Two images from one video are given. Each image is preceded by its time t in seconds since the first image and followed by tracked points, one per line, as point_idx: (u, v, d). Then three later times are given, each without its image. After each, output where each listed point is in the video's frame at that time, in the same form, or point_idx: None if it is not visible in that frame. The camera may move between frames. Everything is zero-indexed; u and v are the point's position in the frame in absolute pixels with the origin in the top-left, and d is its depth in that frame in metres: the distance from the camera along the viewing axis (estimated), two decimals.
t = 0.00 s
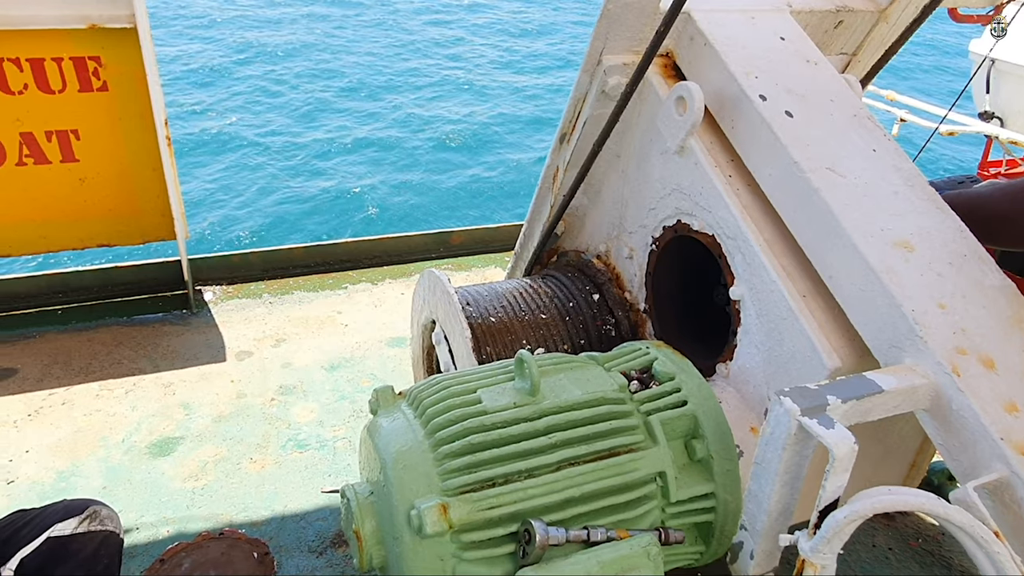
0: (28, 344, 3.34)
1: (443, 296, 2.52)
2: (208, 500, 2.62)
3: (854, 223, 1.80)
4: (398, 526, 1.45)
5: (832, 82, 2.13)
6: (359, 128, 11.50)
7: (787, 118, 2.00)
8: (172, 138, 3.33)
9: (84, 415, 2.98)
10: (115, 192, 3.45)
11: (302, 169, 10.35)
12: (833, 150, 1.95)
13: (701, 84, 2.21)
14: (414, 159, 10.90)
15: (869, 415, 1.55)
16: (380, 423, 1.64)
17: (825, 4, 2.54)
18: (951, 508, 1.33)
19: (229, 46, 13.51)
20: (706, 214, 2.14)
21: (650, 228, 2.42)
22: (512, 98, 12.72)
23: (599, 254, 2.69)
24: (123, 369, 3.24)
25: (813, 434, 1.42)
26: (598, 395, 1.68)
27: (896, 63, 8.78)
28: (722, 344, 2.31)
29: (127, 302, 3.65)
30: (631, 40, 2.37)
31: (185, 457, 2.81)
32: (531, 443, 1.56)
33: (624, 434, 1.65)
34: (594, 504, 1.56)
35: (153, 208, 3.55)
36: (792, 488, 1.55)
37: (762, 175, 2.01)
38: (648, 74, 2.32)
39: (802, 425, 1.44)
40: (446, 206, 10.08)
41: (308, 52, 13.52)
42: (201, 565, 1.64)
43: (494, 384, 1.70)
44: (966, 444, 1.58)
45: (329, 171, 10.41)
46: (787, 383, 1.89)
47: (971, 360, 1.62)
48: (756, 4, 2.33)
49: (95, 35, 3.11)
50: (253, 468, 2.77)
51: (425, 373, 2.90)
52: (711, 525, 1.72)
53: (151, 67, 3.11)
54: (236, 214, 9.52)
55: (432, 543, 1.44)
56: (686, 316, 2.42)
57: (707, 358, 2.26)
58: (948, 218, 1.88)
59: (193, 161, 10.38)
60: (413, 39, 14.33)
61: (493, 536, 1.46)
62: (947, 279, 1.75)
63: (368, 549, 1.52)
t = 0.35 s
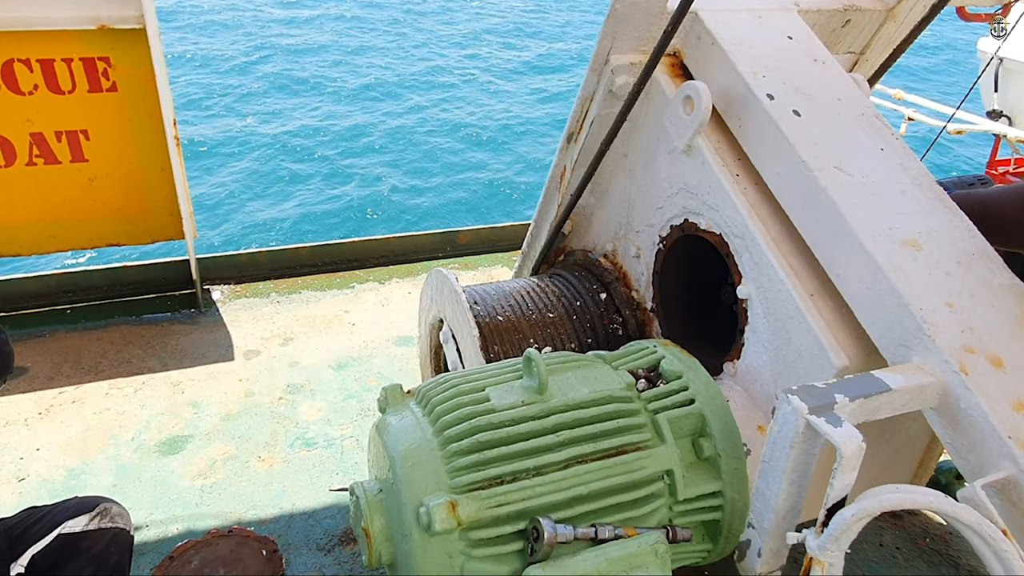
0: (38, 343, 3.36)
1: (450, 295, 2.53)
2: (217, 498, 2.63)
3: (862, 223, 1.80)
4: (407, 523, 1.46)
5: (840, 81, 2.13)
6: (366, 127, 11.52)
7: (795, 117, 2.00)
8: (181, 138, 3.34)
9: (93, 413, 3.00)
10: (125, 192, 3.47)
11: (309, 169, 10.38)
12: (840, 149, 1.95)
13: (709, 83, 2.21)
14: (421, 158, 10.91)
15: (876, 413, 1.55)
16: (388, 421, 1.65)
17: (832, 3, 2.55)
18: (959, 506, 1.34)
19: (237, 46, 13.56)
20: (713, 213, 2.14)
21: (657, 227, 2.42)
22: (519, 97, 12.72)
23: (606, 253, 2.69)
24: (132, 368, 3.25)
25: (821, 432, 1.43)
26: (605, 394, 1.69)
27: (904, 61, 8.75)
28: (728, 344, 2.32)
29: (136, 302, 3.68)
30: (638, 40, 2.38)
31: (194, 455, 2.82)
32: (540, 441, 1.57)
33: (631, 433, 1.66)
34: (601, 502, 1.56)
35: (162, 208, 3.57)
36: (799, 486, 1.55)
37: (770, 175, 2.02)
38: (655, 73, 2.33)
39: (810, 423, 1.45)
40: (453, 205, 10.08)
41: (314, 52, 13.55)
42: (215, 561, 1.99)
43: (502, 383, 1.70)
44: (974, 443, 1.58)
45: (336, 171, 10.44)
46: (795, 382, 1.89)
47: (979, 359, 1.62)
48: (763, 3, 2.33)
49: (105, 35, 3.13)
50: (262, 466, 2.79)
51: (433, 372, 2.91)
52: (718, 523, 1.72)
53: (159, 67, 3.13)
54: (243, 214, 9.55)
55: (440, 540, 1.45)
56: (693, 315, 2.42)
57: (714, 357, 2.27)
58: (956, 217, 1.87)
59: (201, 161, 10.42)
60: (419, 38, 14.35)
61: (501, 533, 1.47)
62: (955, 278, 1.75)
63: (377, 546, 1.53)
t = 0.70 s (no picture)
0: (33, 341, 3.35)
1: (447, 294, 2.53)
2: (213, 498, 2.63)
3: (859, 221, 1.80)
4: (403, 523, 1.46)
5: (837, 80, 2.13)
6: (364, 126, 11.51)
7: (792, 115, 2.00)
8: (177, 136, 3.33)
9: (89, 412, 2.99)
10: (120, 191, 3.46)
11: (306, 168, 10.37)
12: (837, 147, 1.95)
13: (706, 81, 2.21)
14: (418, 157, 10.90)
15: (873, 412, 1.55)
16: (384, 420, 1.64)
17: (829, 1, 2.54)
18: (956, 505, 1.34)
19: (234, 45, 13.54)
20: (710, 212, 2.14)
21: (654, 226, 2.42)
22: (516, 96, 12.71)
23: (603, 252, 2.69)
24: (127, 367, 3.24)
25: (818, 431, 1.42)
26: (602, 393, 1.68)
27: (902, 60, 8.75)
28: (725, 343, 2.32)
29: (132, 301, 3.66)
30: (636, 38, 2.37)
31: (190, 454, 2.81)
32: (536, 440, 1.57)
33: (628, 432, 1.65)
34: (597, 501, 1.56)
35: (158, 206, 3.56)
36: (796, 486, 1.55)
37: (767, 173, 2.01)
38: (652, 71, 2.33)
39: (807, 422, 1.44)
40: (450, 204, 10.07)
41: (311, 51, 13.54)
42: (210, 560, 2.00)
43: (499, 382, 1.70)
44: (971, 442, 1.58)
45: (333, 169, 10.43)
46: (792, 381, 1.89)
47: (976, 358, 1.62)
48: (760, 2, 2.33)
49: (101, 33, 3.12)
50: (258, 465, 2.78)
51: (429, 371, 2.90)
52: (715, 523, 1.72)
53: (155, 65, 3.11)
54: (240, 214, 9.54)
55: (436, 539, 1.44)
56: (690, 314, 2.42)
57: (711, 356, 2.27)
58: (953, 215, 1.87)
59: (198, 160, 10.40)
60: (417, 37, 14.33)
61: (498, 532, 1.47)
62: (952, 276, 1.75)
63: (373, 545, 1.53)
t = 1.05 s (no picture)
0: (23, 340, 3.33)
1: (439, 294, 2.53)
2: (204, 498, 2.62)
3: (850, 221, 1.80)
4: (393, 523, 1.45)
5: (829, 80, 2.13)
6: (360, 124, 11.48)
7: (784, 115, 2.00)
8: (168, 134, 3.31)
9: (79, 412, 2.97)
10: (111, 189, 3.44)
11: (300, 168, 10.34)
12: (830, 147, 1.95)
13: (699, 81, 2.20)
14: (413, 156, 10.88)
15: (864, 412, 1.55)
16: (375, 419, 1.64)
17: (822, 1, 2.55)
18: (946, 504, 1.34)
19: (228, 43, 13.49)
20: (702, 211, 2.14)
21: (647, 225, 2.42)
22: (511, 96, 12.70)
23: (596, 251, 2.68)
24: (118, 367, 3.22)
25: (809, 431, 1.43)
26: (594, 392, 1.68)
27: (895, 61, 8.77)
28: (717, 342, 2.32)
29: (123, 300, 3.65)
30: (629, 38, 2.37)
31: (180, 454, 2.80)
32: (528, 439, 1.56)
33: (620, 432, 1.65)
34: (589, 501, 1.56)
35: (149, 205, 3.54)
36: (787, 485, 1.55)
37: (759, 173, 2.01)
38: (644, 71, 2.33)
39: (798, 422, 1.45)
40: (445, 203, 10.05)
41: (306, 50, 13.50)
42: (201, 560, 1.98)
43: (490, 381, 1.70)
44: (961, 441, 1.58)
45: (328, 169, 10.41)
46: (783, 380, 1.89)
47: (967, 357, 1.62)
48: (753, 1, 2.32)
49: (92, 30, 3.10)
50: (249, 465, 2.77)
51: (421, 370, 2.90)
52: (706, 522, 1.72)
53: (146, 62, 3.10)
54: (234, 213, 9.51)
55: (427, 539, 1.44)
56: (682, 313, 2.42)
57: (703, 356, 2.27)
58: (944, 215, 1.88)
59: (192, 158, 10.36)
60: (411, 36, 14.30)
61: (488, 532, 1.46)
62: (943, 276, 1.75)
63: (363, 545, 1.52)
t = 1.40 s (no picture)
0: (17, 339, 3.23)
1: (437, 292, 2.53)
2: (200, 497, 2.61)
3: (848, 219, 1.80)
4: (389, 522, 1.45)
5: (827, 77, 2.13)
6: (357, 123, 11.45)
7: (781, 113, 1.99)
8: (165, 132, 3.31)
9: (74, 410, 2.95)
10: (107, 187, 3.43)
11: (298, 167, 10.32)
12: (827, 145, 1.94)
13: (696, 79, 2.20)
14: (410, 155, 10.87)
15: (862, 411, 1.54)
16: (372, 418, 1.63)
17: None
18: (944, 503, 1.34)
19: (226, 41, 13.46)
20: (700, 210, 2.13)
21: (644, 224, 2.42)
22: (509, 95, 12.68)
23: (593, 249, 2.68)
24: (114, 365, 3.17)
25: (807, 430, 1.42)
26: (591, 391, 1.67)
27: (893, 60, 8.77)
28: (715, 341, 2.31)
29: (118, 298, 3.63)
30: (626, 35, 2.37)
31: (176, 453, 2.79)
32: (524, 438, 1.56)
33: (617, 431, 1.64)
34: (586, 500, 1.55)
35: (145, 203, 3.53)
36: (785, 485, 1.55)
37: (757, 171, 2.01)
38: (641, 68, 2.32)
39: (796, 421, 1.44)
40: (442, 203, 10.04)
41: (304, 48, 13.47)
42: (196, 560, 1.98)
43: (487, 380, 1.69)
44: (959, 440, 1.58)
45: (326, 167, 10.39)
46: (781, 379, 1.88)
47: (964, 356, 1.62)
48: None
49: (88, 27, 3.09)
50: (245, 464, 2.76)
51: (418, 369, 2.89)
52: (703, 522, 1.71)
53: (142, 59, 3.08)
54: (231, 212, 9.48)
55: (424, 538, 1.44)
56: (680, 311, 2.42)
57: (701, 355, 2.27)
58: (942, 213, 1.87)
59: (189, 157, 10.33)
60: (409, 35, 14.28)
61: (485, 531, 1.46)
62: (941, 275, 1.74)
63: (360, 545, 1.52)
